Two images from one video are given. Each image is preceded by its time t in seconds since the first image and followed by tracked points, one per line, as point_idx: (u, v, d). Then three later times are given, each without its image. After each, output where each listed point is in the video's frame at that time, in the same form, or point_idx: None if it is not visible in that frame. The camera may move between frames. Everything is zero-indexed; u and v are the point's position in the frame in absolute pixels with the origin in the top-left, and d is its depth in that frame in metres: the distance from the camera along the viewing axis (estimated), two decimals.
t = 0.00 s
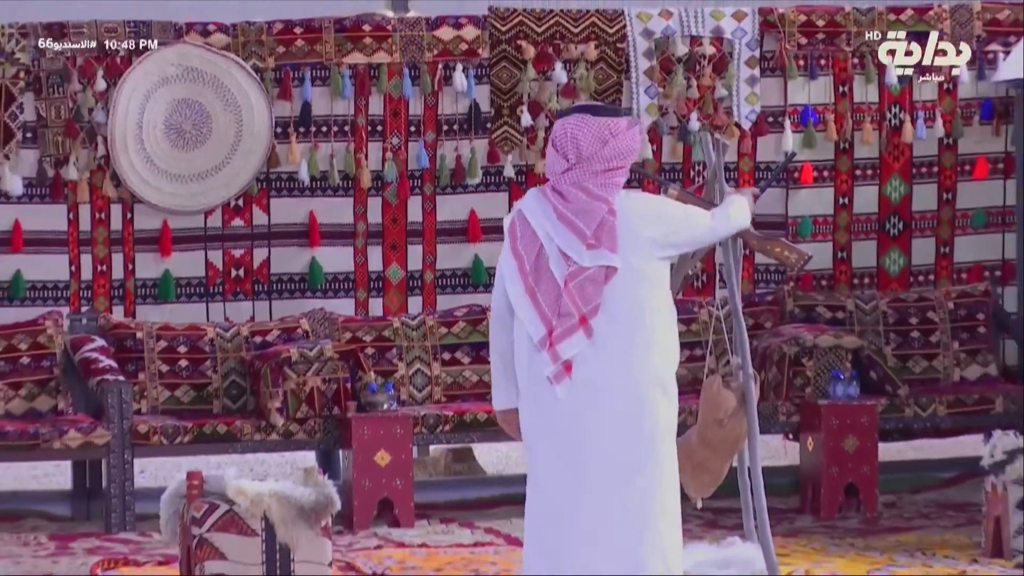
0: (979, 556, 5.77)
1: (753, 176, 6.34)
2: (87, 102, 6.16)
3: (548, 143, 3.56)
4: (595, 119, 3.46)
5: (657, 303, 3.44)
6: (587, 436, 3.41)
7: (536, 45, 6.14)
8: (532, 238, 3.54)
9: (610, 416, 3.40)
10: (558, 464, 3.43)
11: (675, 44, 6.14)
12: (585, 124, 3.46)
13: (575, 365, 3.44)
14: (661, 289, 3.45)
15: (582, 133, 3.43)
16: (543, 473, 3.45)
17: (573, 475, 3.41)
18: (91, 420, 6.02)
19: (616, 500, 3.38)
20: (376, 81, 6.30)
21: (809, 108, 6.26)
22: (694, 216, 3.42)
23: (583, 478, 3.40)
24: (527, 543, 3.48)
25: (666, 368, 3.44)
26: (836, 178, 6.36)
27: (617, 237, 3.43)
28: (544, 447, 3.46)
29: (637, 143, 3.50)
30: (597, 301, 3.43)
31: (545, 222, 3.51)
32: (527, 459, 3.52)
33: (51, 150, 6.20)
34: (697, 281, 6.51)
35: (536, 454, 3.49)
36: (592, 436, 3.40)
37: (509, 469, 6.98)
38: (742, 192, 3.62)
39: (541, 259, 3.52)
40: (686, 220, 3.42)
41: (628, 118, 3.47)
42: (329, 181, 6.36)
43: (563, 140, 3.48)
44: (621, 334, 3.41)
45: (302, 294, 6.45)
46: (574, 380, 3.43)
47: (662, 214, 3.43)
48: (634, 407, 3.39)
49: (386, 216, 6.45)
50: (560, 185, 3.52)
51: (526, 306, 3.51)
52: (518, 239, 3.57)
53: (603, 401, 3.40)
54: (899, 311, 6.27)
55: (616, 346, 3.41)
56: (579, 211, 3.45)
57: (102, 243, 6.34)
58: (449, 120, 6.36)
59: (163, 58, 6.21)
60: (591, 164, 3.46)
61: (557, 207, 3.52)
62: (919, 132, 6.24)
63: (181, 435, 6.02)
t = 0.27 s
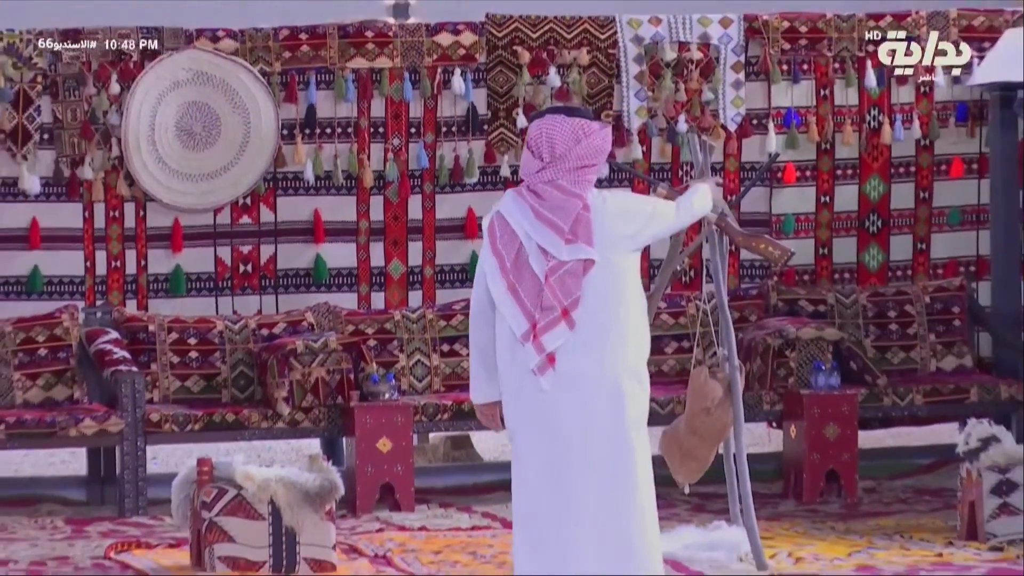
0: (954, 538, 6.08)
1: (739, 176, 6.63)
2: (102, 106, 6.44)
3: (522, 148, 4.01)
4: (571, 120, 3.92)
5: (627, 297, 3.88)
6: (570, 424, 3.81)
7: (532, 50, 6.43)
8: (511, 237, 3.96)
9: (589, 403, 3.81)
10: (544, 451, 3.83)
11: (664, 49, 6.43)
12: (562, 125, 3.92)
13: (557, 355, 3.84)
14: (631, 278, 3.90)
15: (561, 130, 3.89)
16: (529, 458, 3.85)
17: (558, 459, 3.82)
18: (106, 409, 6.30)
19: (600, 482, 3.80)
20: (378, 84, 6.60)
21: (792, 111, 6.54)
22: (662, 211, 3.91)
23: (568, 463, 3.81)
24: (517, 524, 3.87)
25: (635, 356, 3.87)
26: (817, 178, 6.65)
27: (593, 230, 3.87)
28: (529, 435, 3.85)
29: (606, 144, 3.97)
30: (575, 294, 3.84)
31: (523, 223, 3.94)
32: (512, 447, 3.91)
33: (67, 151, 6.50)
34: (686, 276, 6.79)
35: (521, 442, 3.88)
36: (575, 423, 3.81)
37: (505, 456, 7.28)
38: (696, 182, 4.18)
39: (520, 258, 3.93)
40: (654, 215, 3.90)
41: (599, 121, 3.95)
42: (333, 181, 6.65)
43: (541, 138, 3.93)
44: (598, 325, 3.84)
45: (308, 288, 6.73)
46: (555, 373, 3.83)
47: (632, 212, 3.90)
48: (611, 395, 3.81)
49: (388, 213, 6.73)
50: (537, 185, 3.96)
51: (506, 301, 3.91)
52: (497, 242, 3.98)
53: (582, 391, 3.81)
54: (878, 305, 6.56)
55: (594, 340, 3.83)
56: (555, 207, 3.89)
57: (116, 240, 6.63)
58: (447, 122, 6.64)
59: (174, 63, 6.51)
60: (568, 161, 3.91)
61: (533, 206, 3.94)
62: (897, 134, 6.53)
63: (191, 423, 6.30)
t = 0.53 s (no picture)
0: (927, 520, 6.45)
1: (723, 176, 6.99)
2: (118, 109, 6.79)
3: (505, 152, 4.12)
4: (553, 121, 4.03)
5: (610, 293, 3.96)
6: (559, 419, 3.89)
7: (527, 56, 6.76)
8: (492, 233, 4.05)
9: (577, 398, 3.90)
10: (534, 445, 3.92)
11: (652, 55, 6.77)
12: (543, 125, 4.02)
13: (541, 348, 3.91)
14: (610, 272, 3.98)
15: (542, 128, 4.00)
16: (519, 452, 3.94)
17: (548, 453, 3.90)
18: (121, 396, 6.65)
19: (591, 476, 3.89)
20: (380, 88, 6.95)
21: (773, 114, 6.90)
22: (638, 208, 3.98)
23: (558, 456, 3.90)
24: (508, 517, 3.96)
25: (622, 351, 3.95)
26: (797, 177, 7.01)
27: (571, 223, 3.95)
28: (518, 429, 3.94)
29: (586, 148, 4.07)
30: (556, 286, 3.91)
31: (504, 220, 4.02)
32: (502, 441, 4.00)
33: (85, 152, 6.86)
34: (672, 271, 7.16)
35: (511, 436, 3.96)
36: (562, 417, 3.89)
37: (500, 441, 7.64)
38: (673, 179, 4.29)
39: (503, 253, 4.02)
40: (631, 212, 3.97)
41: (579, 123, 4.05)
42: (337, 181, 7.01)
43: (524, 139, 4.04)
44: (581, 319, 3.92)
45: (313, 282, 7.09)
46: (543, 368, 3.91)
47: (610, 208, 3.97)
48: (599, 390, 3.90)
49: (389, 211, 7.09)
50: (516, 182, 4.06)
51: (490, 295, 4.01)
52: (479, 239, 4.08)
53: (570, 385, 3.90)
54: (855, 298, 6.93)
55: (580, 335, 3.91)
56: (534, 204, 3.97)
57: (131, 237, 6.98)
58: (446, 124, 7.00)
59: (187, 68, 6.85)
60: (547, 158, 3.99)
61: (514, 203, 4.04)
62: (873, 135, 6.89)
63: (203, 411, 6.64)
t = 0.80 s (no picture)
0: (903, 503, 6.82)
1: (708, 176, 7.38)
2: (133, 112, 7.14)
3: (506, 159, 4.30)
4: (552, 125, 4.21)
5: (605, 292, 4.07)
6: (554, 415, 3.99)
7: (520, 62, 7.07)
8: (489, 233, 4.21)
9: (572, 395, 3.99)
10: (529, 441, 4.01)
11: (641, 61, 7.11)
12: (542, 128, 4.20)
13: (534, 344, 4.03)
14: (602, 270, 4.10)
15: (541, 130, 4.17)
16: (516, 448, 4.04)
17: (544, 449, 3.99)
18: (136, 385, 7.01)
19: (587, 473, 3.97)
20: (381, 92, 7.30)
21: (756, 117, 7.28)
22: (630, 208, 4.11)
23: (553, 452, 3.98)
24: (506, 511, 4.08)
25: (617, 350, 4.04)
26: (779, 177, 7.41)
27: (563, 222, 4.08)
28: (515, 425, 4.05)
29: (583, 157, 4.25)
30: (547, 284, 4.04)
31: (501, 220, 4.18)
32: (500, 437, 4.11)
33: (101, 153, 7.21)
34: (660, 266, 7.55)
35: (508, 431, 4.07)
36: (557, 414, 3.99)
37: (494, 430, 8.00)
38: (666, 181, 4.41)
39: (499, 252, 4.17)
40: (622, 212, 4.11)
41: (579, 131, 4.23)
42: (342, 180, 7.38)
43: (522, 141, 4.21)
44: (574, 317, 4.03)
45: (318, 277, 7.46)
46: (538, 366, 4.02)
47: (603, 209, 4.10)
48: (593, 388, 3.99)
49: (391, 210, 7.45)
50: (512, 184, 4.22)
51: (486, 292, 4.17)
52: (478, 239, 4.24)
53: (564, 382, 3.99)
54: (834, 291, 7.30)
55: (574, 333, 4.02)
56: (527, 205, 4.11)
57: (145, 233, 7.34)
58: (445, 126, 7.38)
59: (199, 73, 7.20)
60: (543, 159, 4.15)
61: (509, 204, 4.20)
62: (851, 137, 7.26)
63: (214, 399, 7.00)
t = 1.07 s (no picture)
0: (884, 489, 7.20)
1: (697, 176, 7.70)
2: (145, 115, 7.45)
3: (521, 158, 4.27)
4: (568, 128, 4.18)
5: (614, 288, 4.09)
6: (559, 407, 4.03)
7: (517, 66, 7.37)
8: (504, 233, 4.18)
9: (577, 387, 4.03)
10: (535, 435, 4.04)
11: (632, 66, 7.41)
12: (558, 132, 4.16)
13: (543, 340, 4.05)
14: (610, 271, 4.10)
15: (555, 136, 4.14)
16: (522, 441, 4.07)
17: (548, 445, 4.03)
18: (150, 377, 7.33)
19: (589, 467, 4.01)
20: (385, 96, 7.61)
21: (743, 119, 7.63)
22: (640, 209, 4.11)
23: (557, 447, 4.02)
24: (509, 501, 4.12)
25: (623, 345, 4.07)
26: (765, 177, 7.76)
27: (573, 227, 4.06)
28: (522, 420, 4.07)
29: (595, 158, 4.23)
30: (557, 282, 4.04)
31: (514, 220, 4.17)
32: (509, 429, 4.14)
33: (116, 154, 7.53)
34: (651, 263, 7.87)
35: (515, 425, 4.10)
36: (563, 409, 4.02)
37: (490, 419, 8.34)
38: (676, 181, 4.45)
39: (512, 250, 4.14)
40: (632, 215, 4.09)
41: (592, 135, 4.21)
42: (346, 180, 7.71)
43: (537, 144, 4.17)
44: (582, 314, 4.05)
45: (323, 273, 7.81)
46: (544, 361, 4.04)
47: (614, 212, 4.09)
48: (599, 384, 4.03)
49: (394, 208, 7.81)
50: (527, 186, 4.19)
51: (499, 290, 4.14)
52: (492, 238, 4.21)
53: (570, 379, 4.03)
54: (817, 286, 7.62)
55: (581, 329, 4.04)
56: (539, 206, 4.10)
57: (157, 231, 7.69)
58: (446, 128, 7.72)
59: (209, 77, 7.51)
60: (555, 164, 4.11)
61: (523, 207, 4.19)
62: (834, 138, 7.58)
63: (224, 390, 7.32)
